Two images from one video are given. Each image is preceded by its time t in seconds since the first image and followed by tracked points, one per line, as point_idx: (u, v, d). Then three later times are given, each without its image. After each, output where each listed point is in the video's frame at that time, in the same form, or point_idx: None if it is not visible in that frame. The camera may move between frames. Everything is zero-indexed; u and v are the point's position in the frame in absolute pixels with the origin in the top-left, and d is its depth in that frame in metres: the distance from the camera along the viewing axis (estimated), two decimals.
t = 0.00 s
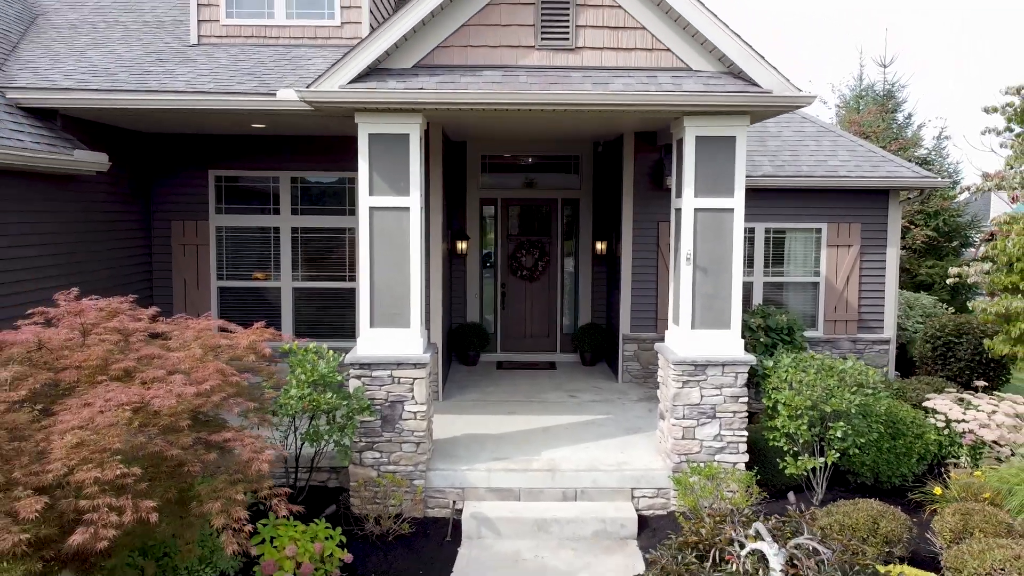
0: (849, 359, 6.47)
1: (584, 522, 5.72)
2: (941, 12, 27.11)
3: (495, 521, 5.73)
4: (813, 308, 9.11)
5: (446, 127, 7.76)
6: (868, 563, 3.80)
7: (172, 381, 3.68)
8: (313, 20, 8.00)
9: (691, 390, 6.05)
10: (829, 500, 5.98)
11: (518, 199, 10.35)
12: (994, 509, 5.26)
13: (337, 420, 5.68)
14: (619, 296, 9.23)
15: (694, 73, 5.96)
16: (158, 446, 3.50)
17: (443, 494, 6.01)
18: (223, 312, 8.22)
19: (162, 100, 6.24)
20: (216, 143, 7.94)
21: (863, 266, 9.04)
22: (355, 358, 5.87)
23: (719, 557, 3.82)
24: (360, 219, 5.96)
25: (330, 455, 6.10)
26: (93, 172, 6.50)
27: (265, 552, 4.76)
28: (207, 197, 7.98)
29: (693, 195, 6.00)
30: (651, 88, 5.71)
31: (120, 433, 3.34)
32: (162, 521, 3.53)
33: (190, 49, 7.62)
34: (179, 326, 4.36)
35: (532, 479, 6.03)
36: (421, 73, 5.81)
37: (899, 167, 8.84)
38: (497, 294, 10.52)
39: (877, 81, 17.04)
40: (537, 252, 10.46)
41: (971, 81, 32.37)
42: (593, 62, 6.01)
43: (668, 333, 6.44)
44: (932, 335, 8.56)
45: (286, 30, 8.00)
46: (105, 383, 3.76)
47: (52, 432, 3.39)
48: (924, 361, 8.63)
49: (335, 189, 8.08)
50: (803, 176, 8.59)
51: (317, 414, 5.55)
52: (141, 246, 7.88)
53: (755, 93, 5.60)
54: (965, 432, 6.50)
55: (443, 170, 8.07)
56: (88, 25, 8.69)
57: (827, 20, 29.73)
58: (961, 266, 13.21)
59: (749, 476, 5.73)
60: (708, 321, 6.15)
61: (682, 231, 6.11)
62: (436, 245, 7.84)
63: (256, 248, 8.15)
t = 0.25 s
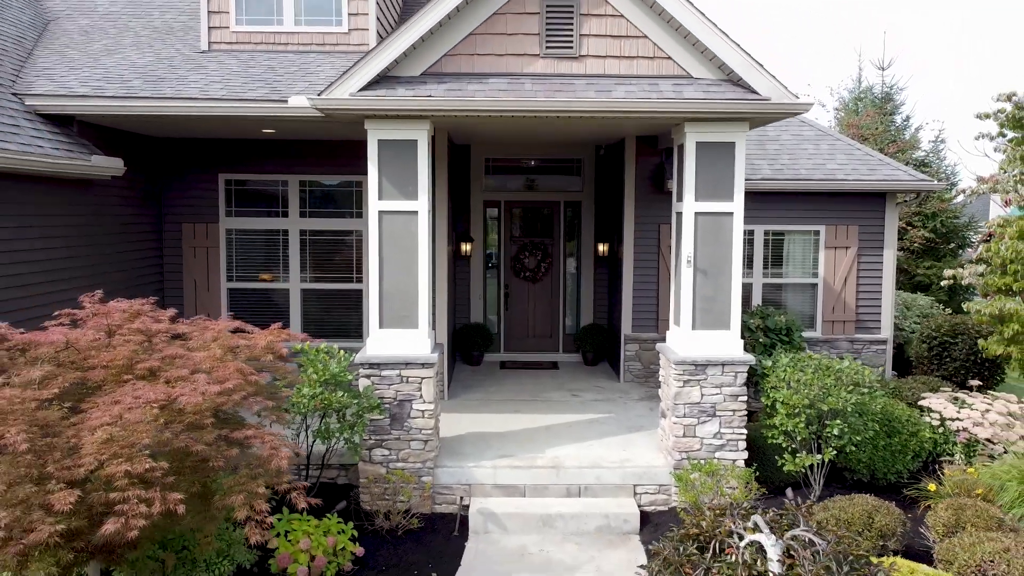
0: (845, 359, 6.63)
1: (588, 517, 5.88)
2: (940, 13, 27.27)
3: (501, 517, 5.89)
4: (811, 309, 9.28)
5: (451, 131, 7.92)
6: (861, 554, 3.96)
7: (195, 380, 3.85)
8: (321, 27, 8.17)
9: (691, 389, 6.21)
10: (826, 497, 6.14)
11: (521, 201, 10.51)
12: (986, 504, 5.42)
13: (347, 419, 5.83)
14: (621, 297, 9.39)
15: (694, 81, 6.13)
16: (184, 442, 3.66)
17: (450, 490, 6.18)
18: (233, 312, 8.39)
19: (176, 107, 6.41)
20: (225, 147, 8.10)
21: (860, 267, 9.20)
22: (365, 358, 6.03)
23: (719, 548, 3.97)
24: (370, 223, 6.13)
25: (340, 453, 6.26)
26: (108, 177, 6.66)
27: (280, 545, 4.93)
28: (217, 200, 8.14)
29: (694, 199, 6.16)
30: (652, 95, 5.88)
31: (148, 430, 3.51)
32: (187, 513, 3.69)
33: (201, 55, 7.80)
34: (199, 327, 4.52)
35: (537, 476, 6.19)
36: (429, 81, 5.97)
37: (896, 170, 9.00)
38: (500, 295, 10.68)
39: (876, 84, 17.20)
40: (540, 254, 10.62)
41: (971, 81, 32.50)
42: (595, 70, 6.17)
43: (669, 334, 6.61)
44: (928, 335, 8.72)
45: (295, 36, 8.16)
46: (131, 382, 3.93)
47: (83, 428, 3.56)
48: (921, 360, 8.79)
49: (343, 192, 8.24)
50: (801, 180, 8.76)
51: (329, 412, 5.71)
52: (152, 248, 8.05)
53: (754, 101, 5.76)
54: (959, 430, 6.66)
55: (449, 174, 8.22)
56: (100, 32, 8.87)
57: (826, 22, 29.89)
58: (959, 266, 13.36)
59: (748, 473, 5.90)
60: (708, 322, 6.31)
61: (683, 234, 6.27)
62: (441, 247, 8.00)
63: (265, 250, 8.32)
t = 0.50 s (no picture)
0: (842, 359, 6.80)
1: (592, 513, 6.05)
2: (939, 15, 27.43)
3: (507, 513, 6.06)
4: (810, 310, 9.44)
5: (457, 136, 8.08)
6: (856, 546, 4.13)
7: (218, 380, 4.01)
8: (329, 34, 8.33)
9: (693, 388, 6.37)
10: (824, 493, 6.31)
11: (524, 204, 10.67)
12: (978, 500, 5.58)
13: (358, 417, 5.99)
14: (623, 298, 9.56)
15: (695, 88, 6.29)
16: (208, 439, 3.83)
17: (457, 487, 6.34)
18: (243, 313, 8.56)
19: (191, 113, 6.57)
20: (235, 152, 8.27)
21: (858, 269, 9.37)
22: (374, 358, 6.20)
23: (720, 541, 4.12)
24: (379, 227, 6.29)
25: (350, 451, 6.42)
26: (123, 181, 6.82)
27: (295, 539, 5.09)
28: (228, 203, 8.31)
29: (695, 204, 6.32)
30: (655, 103, 6.05)
31: (176, 427, 3.67)
32: (211, 506, 3.86)
33: (212, 62, 7.97)
34: (219, 328, 4.69)
35: (542, 473, 6.35)
36: (437, 89, 6.14)
37: (893, 174, 9.16)
38: (504, 296, 10.84)
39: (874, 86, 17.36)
40: (543, 255, 10.79)
41: (969, 82, 32.69)
42: (599, 78, 6.33)
43: (671, 335, 6.77)
44: (925, 336, 8.89)
45: (303, 43, 8.32)
46: (156, 382, 4.10)
47: (113, 426, 3.72)
48: (917, 361, 8.95)
49: (351, 195, 8.40)
50: (800, 183, 8.92)
51: (340, 411, 5.87)
52: (164, 250, 8.21)
53: (754, 108, 5.93)
54: (954, 429, 6.83)
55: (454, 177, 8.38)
56: (112, 38, 9.05)
57: (825, 24, 30.06)
58: (956, 267, 13.52)
59: (747, 470, 6.07)
60: (709, 323, 6.48)
61: (684, 237, 6.43)
62: (447, 249, 8.16)
63: (274, 252, 8.49)
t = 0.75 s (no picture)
0: (840, 360, 6.98)
1: (596, 510, 6.21)
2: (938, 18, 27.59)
3: (514, 510, 6.22)
4: (809, 312, 9.61)
5: (463, 142, 8.25)
6: (852, 541, 4.29)
7: (240, 382, 4.18)
8: (337, 41, 8.50)
9: (694, 389, 6.54)
10: (822, 491, 6.47)
11: (528, 207, 10.84)
12: (971, 497, 5.75)
13: (369, 417, 6.17)
14: (625, 300, 9.72)
15: (697, 97, 6.46)
16: (231, 438, 4.00)
17: (465, 485, 6.51)
18: (253, 316, 8.73)
19: (206, 121, 6.74)
20: (246, 157, 8.44)
21: (856, 271, 9.53)
22: (384, 360, 6.37)
23: (721, 536, 4.29)
24: (389, 231, 6.47)
25: (360, 450, 6.59)
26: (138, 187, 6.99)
27: (309, 535, 5.26)
28: (238, 208, 8.47)
29: (696, 209, 6.49)
30: (658, 111, 6.22)
31: (201, 426, 3.84)
32: (234, 502, 4.03)
33: (224, 69, 8.14)
34: (238, 331, 4.85)
35: (547, 472, 6.52)
36: (446, 98, 6.31)
37: (890, 178, 9.33)
38: (508, 298, 11.01)
39: (873, 90, 17.54)
40: (546, 257, 10.96)
41: (968, 84, 32.89)
42: (603, 87, 6.50)
43: (673, 337, 6.94)
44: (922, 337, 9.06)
45: (313, 50, 8.49)
46: (181, 384, 4.27)
47: (140, 425, 3.89)
48: (914, 361, 9.11)
49: (359, 200, 8.57)
50: (799, 187, 9.09)
51: (352, 411, 6.04)
52: (176, 253, 8.38)
53: (754, 116, 6.09)
54: (949, 429, 7.00)
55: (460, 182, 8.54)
56: (124, 45, 9.23)
57: (825, 26, 30.25)
58: (955, 269, 13.68)
59: (748, 469, 6.24)
60: (710, 325, 6.64)
61: (686, 241, 6.60)
62: (453, 253, 8.33)
63: (283, 256, 8.66)
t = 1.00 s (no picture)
0: (839, 362, 7.15)
1: (602, 508, 6.38)
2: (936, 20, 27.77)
3: (521, 508, 6.39)
4: (809, 314, 9.77)
5: (470, 148, 8.41)
6: (850, 536, 4.46)
7: (262, 383, 4.36)
8: (346, 49, 8.67)
9: (697, 390, 6.71)
10: (821, 489, 6.65)
11: (532, 210, 11.01)
12: (966, 495, 5.92)
13: (380, 417, 6.33)
14: (628, 302, 9.89)
15: (699, 105, 6.63)
16: (253, 438, 4.17)
17: (473, 483, 6.67)
18: (264, 318, 8.89)
19: (220, 128, 6.91)
20: (256, 162, 8.61)
21: (855, 274, 9.71)
22: (394, 361, 6.54)
23: (724, 531, 4.46)
24: (399, 236, 6.63)
25: (371, 449, 6.75)
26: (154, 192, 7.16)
27: (324, 532, 5.43)
28: (249, 212, 8.64)
29: (698, 214, 6.67)
30: (661, 119, 6.39)
31: (226, 426, 4.01)
32: (257, 499, 4.21)
33: (235, 77, 8.31)
34: (257, 334, 5.02)
35: (553, 470, 6.69)
36: (455, 106, 6.48)
37: (888, 182, 9.50)
38: (512, 300, 11.18)
39: (872, 93, 17.71)
40: (550, 260, 11.13)
41: (967, 85, 33.08)
42: (608, 95, 6.66)
43: (675, 338, 7.11)
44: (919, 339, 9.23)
45: (322, 58, 8.66)
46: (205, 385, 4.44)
47: (167, 425, 4.06)
48: (912, 363, 9.28)
49: (367, 204, 8.74)
50: (799, 192, 9.26)
51: (364, 411, 6.21)
52: (188, 257, 8.55)
53: (755, 124, 6.27)
54: (945, 428, 7.17)
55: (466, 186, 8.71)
56: (136, 52, 9.40)
57: (824, 28, 30.43)
58: (953, 271, 13.86)
59: (749, 468, 6.42)
60: (712, 328, 6.81)
61: (688, 246, 6.77)
62: (459, 256, 8.49)
63: (293, 259, 8.83)
